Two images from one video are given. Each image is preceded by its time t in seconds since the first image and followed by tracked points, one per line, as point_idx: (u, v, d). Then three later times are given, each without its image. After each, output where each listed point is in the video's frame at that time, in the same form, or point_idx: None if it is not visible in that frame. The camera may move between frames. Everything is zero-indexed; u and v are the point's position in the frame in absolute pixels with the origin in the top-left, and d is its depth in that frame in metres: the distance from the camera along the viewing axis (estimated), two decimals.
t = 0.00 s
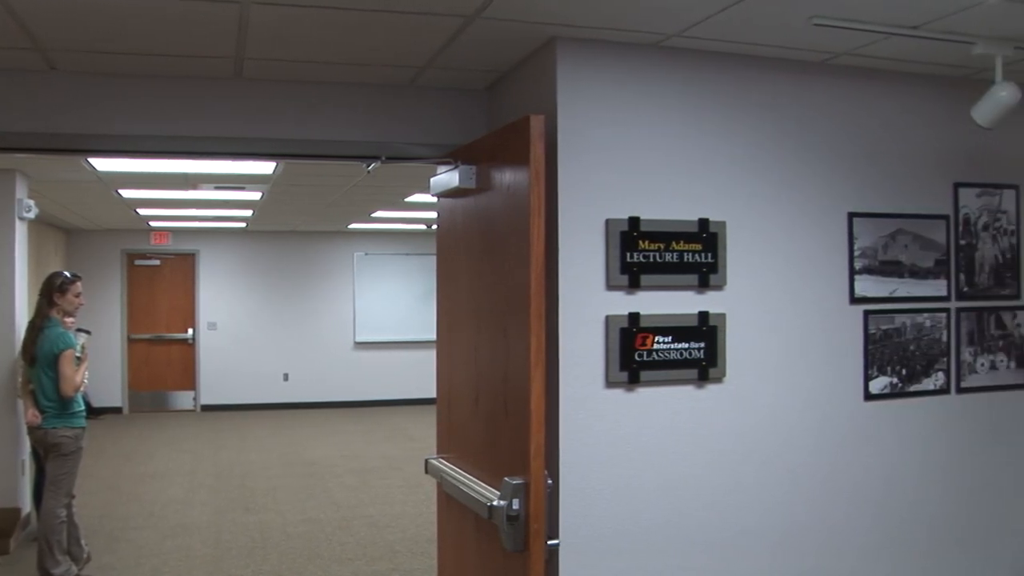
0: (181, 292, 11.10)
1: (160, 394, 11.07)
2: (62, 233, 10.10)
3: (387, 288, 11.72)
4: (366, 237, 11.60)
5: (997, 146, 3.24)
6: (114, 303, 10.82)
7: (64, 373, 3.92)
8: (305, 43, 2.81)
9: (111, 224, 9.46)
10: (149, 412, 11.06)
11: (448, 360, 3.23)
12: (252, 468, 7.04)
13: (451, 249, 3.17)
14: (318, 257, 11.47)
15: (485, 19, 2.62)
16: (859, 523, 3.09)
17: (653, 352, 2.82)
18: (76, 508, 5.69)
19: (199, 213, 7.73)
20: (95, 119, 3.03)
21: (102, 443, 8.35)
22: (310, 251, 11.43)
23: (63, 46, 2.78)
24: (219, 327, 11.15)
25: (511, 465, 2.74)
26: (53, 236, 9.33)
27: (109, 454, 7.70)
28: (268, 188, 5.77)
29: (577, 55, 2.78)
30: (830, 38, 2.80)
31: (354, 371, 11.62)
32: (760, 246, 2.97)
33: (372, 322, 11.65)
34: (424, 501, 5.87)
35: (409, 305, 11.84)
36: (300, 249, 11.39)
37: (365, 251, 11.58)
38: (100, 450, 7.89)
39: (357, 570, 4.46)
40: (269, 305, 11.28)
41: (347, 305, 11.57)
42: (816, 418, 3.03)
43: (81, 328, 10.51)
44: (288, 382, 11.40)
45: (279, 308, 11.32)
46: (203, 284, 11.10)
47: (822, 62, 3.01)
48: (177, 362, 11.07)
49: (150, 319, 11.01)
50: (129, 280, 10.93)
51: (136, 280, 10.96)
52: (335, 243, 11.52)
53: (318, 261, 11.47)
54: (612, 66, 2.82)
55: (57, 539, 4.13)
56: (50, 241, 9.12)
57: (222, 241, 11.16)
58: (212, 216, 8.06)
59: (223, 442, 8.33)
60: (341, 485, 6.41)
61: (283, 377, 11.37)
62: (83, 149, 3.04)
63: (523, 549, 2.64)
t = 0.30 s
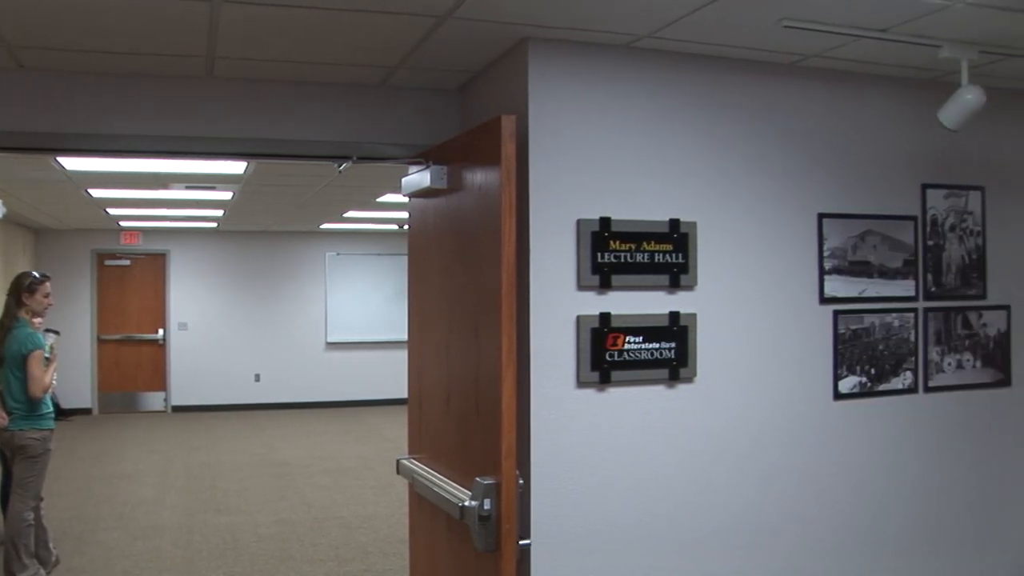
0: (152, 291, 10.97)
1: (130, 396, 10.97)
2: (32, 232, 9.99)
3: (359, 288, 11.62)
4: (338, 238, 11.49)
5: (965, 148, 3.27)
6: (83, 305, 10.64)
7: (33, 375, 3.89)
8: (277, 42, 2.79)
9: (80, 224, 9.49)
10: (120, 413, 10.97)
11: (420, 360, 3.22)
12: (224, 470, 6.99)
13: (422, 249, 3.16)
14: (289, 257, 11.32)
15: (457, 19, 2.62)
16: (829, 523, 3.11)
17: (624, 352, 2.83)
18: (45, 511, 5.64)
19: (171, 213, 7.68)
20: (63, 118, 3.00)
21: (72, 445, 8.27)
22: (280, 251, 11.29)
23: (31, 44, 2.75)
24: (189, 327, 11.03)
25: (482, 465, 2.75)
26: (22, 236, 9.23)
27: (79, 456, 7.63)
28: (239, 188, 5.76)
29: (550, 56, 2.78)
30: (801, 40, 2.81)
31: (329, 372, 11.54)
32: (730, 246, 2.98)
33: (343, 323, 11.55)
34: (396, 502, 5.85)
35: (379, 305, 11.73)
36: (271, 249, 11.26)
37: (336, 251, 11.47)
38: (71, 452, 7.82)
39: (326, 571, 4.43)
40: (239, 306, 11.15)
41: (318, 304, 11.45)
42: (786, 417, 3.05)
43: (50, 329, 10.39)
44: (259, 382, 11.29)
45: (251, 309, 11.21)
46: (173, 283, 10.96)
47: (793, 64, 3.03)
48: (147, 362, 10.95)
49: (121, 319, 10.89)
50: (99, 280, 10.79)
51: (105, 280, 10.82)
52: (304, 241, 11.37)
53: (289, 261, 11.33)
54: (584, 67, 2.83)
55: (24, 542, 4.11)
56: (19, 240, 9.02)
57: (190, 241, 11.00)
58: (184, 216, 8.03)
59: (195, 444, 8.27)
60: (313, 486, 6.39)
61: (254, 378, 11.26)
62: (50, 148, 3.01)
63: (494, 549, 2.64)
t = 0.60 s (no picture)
0: (124, 291, 10.88)
1: (102, 397, 10.88)
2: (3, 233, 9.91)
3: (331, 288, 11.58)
4: (312, 238, 11.47)
5: (935, 150, 3.30)
6: (54, 305, 10.55)
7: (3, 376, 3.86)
8: (250, 41, 2.78)
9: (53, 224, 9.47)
10: (91, 414, 10.88)
11: (392, 361, 3.22)
12: (197, 471, 6.95)
13: (396, 250, 3.16)
14: (262, 257, 11.28)
15: (430, 19, 2.61)
16: (799, 522, 3.12)
17: (596, 352, 2.83)
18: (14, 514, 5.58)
19: (148, 212, 7.64)
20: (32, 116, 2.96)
21: (44, 447, 8.19)
22: (254, 251, 11.24)
23: None
24: (162, 327, 10.94)
25: (456, 465, 2.75)
26: None
27: (50, 458, 7.55)
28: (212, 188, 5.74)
29: (524, 56, 2.78)
30: (773, 42, 2.83)
31: (305, 372, 11.51)
32: (702, 247, 2.99)
33: (318, 323, 11.51)
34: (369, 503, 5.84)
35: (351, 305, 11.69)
36: (245, 249, 11.21)
37: (310, 252, 11.43)
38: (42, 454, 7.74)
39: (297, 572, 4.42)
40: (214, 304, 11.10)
41: (291, 305, 11.41)
42: (758, 417, 3.06)
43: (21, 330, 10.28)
44: (233, 383, 11.23)
45: (225, 309, 11.15)
46: (145, 283, 10.88)
47: (765, 65, 3.05)
48: (119, 363, 10.86)
49: (92, 319, 10.78)
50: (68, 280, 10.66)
51: (76, 280, 10.72)
52: (277, 241, 11.33)
53: (263, 261, 11.29)
54: (557, 67, 2.82)
55: None
56: None
57: (162, 241, 10.93)
58: (156, 216, 8.00)
59: (168, 445, 8.21)
60: (285, 487, 6.37)
61: (227, 378, 11.20)
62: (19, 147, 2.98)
63: (468, 549, 2.64)
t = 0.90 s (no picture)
0: (93, 291, 10.78)
1: (71, 398, 10.80)
2: None
3: (302, 288, 11.45)
4: (281, 237, 11.32)
5: (902, 152, 3.32)
6: (20, 305, 10.48)
7: None
8: (220, 40, 2.77)
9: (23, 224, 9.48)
10: (59, 415, 10.82)
11: (362, 362, 3.21)
12: (167, 472, 6.93)
13: (366, 250, 3.15)
14: (230, 257, 11.14)
15: (401, 19, 2.61)
16: (769, 522, 3.14)
17: (566, 352, 2.83)
18: None
19: (117, 212, 7.60)
20: None
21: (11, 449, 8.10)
22: (221, 250, 11.09)
23: None
24: (132, 328, 10.80)
25: (426, 466, 2.74)
26: None
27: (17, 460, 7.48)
28: (182, 188, 5.74)
29: (495, 56, 2.78)
30: (743, 44, 2.84)
31: (279, 373, 11.40)
32: (672, 247, 2.99)
33: (288, 325, 11.39)
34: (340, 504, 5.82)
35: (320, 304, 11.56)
36: (213, 249, 11.07)
37: (281, 253, 11.31)
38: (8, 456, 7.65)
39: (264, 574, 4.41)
40: (180, 305, 10.95)
41: (263, 305, 11.28)
42: (728, 417, 3.07)
43: None
44: (203, 384, 11.11)
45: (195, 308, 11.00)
46: (114, 283, 10.74)
47: (736, 67, 3.06)
48: (87, 365, 10.77)
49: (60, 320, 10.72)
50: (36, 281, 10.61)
51: (43, 280, 10.64)
52: (247, 241, 11.21)
53: (230, 260, 11.14)
54: (527, 68, 2.82)
55: None
56: None
57: (133, 241, 10.80)
58: (126, 216, 7.97)
59: (138, 446, 8.15)
60: (255, 487, 6.34)
61: (198, 379, 11.07)
62: None
63: (439, 549, 2.64)
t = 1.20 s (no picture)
0: (56, 291, 10.60)
1: (35, 399, 10.67)
2: None
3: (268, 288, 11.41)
4: (247, 238, 11.25)
5: (866, 154, 3.35)
6: None
7: None
8: (186, 39, 2.74)
9: None
10: (24, 417, 10.71)
11: (329, 363, 3.20)
12: (132, 474, 6.87)
13: (333, 250, 3.14)
14: (198, 258, 11.06)
15: (368, 18, 2.59)
16: (736, 523, 3.13)
17: (533, 352, 2.82)
18: None
19: (81, 212, 7.55)
20: None
21: None
22: (188, 253, 11.00)
23: None
24: (97, 328, 10.70)
25: (393, 466, 2.74)
26: None
27: None
28: (148, 189, 5.72)
29: (463, 56, 2.77)
30: (710, 46, 2.85)
31: (247, 373, 11.35)
32: (639, 247, 2.98)
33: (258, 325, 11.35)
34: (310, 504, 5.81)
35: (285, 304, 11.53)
36: (179, 249, 10.97)
37: (247, 253, 11.24)
38: None
39: None
40: (147, 305, 10.85)
41: (229, 305, 11.20)
42: (697, 418, 3.07)
43: None
44: (169, 385, 11.03)
45: (162, 312, 10.92)
46: (79, 283, 10.64)
47: (703, 69, 3.07)
48: (51, 366, 10.63)
49: (23, 321, 10.58)
50: None
51: (6, 280, 10.55)
52: (215, 241, 11.12)
53: (196, 262, 11.04)
54: (495, 68, 2.81)
55: None
56: None
57: (98, 240, 10.69)
58: (91, 216, 7.93)
59: (103, 448, 8.07)
60: (223, 489, 6.29)
61: (164, 380, 10.99)
62: None
63: (406, 550, 2.64)
